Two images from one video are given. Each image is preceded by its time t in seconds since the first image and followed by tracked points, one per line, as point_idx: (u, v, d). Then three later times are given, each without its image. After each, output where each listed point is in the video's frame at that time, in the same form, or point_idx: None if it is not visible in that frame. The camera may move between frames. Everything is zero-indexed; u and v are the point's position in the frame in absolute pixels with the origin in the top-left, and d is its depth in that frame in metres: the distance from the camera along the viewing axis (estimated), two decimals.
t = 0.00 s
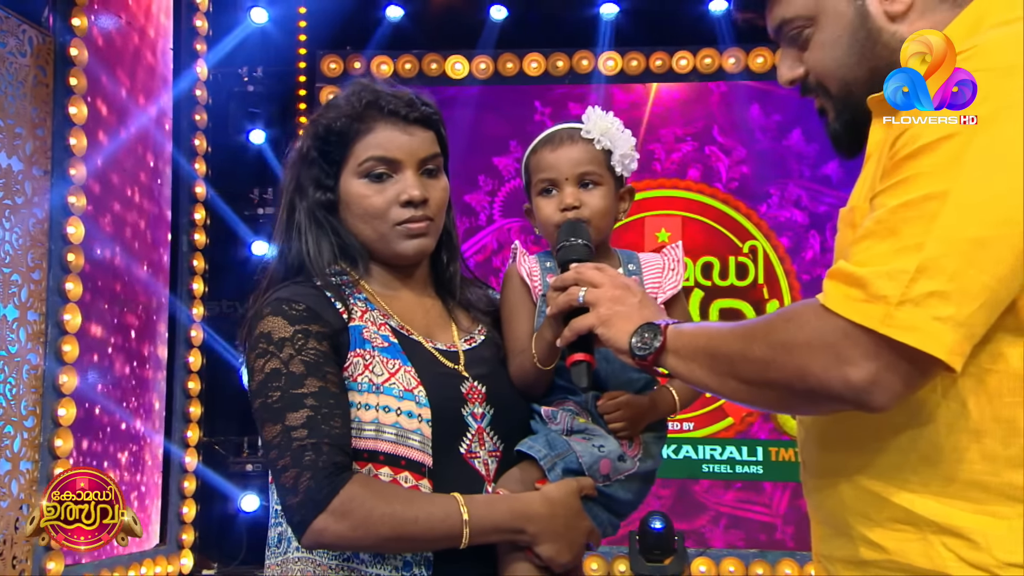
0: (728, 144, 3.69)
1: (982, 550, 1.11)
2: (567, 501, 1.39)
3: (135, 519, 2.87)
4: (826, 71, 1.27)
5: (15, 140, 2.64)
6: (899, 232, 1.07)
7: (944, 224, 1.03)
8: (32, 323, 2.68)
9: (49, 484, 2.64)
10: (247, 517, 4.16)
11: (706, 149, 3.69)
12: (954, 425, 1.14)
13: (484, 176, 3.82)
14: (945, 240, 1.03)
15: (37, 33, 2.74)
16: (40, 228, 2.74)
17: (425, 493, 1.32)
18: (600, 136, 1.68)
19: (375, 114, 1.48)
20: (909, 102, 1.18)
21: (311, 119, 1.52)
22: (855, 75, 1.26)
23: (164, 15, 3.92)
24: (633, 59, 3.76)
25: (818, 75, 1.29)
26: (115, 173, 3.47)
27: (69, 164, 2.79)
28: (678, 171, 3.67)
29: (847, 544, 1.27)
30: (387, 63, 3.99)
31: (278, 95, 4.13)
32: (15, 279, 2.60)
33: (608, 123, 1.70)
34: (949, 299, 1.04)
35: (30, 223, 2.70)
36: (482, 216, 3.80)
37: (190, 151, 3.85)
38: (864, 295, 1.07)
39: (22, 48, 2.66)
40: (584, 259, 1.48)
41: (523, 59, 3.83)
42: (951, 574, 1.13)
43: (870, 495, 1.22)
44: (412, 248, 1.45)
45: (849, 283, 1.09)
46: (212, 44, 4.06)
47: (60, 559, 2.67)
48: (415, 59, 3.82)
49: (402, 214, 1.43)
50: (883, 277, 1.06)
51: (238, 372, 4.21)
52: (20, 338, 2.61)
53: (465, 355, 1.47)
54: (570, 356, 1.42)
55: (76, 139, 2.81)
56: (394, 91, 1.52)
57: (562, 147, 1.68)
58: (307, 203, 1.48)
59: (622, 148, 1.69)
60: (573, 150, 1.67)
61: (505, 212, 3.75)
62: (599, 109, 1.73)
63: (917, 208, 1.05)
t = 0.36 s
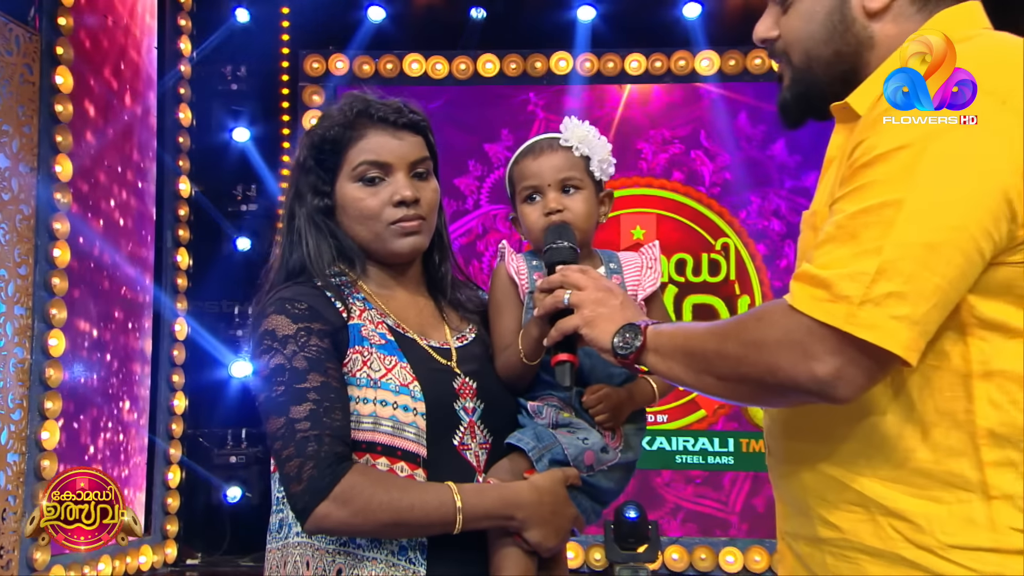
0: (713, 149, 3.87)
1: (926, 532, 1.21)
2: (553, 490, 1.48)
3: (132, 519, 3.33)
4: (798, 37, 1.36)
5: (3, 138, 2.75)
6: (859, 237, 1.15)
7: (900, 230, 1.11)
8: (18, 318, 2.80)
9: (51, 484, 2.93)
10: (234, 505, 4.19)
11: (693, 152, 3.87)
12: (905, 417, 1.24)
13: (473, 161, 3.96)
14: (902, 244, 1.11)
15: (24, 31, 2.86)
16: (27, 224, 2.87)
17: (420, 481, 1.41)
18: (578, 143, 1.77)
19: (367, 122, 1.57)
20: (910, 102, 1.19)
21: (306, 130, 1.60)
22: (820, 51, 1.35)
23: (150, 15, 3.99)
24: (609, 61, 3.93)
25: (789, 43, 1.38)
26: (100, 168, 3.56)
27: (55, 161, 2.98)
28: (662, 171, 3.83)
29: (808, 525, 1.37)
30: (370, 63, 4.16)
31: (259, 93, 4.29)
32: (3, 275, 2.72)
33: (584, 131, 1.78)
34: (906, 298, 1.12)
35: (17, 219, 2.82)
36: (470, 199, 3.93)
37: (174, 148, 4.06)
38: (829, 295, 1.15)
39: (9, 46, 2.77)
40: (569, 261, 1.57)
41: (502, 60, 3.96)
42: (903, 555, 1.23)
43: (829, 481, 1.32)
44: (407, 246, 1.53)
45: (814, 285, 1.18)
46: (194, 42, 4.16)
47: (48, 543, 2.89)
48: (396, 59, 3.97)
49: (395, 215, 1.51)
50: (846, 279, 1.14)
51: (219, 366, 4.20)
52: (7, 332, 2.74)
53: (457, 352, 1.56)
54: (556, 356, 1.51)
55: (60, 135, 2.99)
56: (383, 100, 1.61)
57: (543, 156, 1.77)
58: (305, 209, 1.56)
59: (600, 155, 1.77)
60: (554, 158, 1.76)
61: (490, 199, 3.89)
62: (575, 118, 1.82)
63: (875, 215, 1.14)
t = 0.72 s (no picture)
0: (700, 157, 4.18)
1: (886, 521, 1.32)
2: (543, 482, 1.59)
3: (128, 517, 3.71)
4: (770, 106, 1.46)
5: None
6: (825, 253, 1.25)
7: (862, 246, 1.21)
8: (10, 314, 3.14)
9: (51, 485, 3.36)
10: (220, 499, 4.32)
11: (680, 159, 4.18)
12: (869, 417, 1.34)
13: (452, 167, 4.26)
14: (864, 259, 1.21)
15: (14, 34, 3.15)
16: (18, 223, 3.19)
17: (418, 473, 1.50)
18: (564, 159, 1.86)
19: (372, 140, 1.65)
20: (912, 100, 1.30)
21: (313, 144, 1.70)
22: (792, 109, 1.45)
23: (139, 17, 4.27)
24: (590, 64, 4.27)
25: (763, 110, 1.48)
26: (92, 169, 3.85)
27: (46, 162, 3.30)
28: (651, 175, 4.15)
29: (778, 516, 1.48)
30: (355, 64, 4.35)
31: (245, 94, 4.39)
32: None
33: (570, 147, 1.87)
34: (867, 309, 1.22)
35: (9, 218, 3.13)
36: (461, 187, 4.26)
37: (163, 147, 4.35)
38: (797, 305, 1.25)
39: None
40: (557, 268, 1.67)
41: (485, 62, 4.30)
42: (863, 542, 1.33)
43: (799, 477, 1.42)
44: (405, 259, 1.63)
45: (785, 296, 1.28)
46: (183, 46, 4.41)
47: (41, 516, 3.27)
48: (380, 61, 4.30)
49: (396, 229, 1.61)
50: (813, 291, 1.24)
51: (206, 360, 4.36)
52: None
53: (453, 352, 1.66)
54: (543, 356, 1.61)
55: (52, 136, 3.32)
56: (388, 117, 1.69)
57: (532, 171, 1.86)
58: (311, 220, 1.67)
59: (585, 169, 1.87)
60: (542, 173, 1.85)
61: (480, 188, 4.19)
62: (561, 133, 1.90)
63: (840, 232, 1.24)
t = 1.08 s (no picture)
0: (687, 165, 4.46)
1: (843, 512, 1.43)
2: (531, 479, 1.69)
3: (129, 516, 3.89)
4: (742, 104, 1.56)
5: None
6: (791, 266, 1.36)
7: (825, 261, 1.32)
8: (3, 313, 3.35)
9: (51, 486, 3.58)
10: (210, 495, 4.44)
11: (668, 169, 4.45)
12: (832, 417, 1.46)
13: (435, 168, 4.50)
14: (827, 273, 1.32)
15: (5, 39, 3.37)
16: (10, 223, 3.40)
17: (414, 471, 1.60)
18: (554, 175, 1.96)
19: (374, 156, 1.76)
20: (910, 102, 1.47)
21: (318, 158, 1.81)
22: (760, 112, 1.56)
23: (129, 21, 4.36)
24: (570, 70, 4.51)
25: (733, 107, 1.58)
26: (84, 173, 3.93)
27: (37, 163, 3.54)
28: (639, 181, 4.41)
29: (747, 507, 1.60)
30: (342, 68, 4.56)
31: (233, 98, 4.57)
32: None
33: (560, 164, 1.98)
34: (830, 320, 1.33)
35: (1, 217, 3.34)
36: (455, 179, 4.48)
37: (152, 149, 4.45)
38: (767, 316, 1.36)
39: None
40: (543, 278, 1.77)
41: (469, 67, 4.52)
42: (823, 531, 1.45)
43: (767, 472, 1.54)
44: (404, 268, 1.73)
45: (754, 306, 1.38)
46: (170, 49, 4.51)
47: (33, 508, 3.43)
48: (367, 66, 4.51)
49: (395, 239, 1.71)
50: (780, 302, 1.35)
51: (195, 358, 4.48)
52: None
53: (448, 356, 1.76)
54: (531, 360, 1.72)
55: (43, 138, 3.56)
56: (388, 135, 1.80)
57: (523, 186, 1.97)
58: (316, 230, 1.77)
59: (574, 185, 1.98)
60: (533, 188, 1.95)
61: (473, 182, 4.44)
62: (552, 150, 2.01)
63: (805, 247, 1.35)
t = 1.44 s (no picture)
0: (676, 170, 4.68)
1: (809, 499, 1.52)
2: (515, 469, 1.80)
3: (129, 518, 4.18)
4: (713, 143, 1.65)
5: None
6: (761, 274, 1.46)
7: (791, 268, 1.43)
8: None
9: (51, 485, 3.85)
10: (195, 490, 4.56)
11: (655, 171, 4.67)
12: (797, 409, 1.54)
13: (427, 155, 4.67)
14: (792, 278, 1.42)
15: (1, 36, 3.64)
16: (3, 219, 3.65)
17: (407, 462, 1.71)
18: (539, 185, 2.08)
19: (368, 164, 1.87)
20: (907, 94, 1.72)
21: (315, 167, 1.92)
22: (731, 148, 1.64)
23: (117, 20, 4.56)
24: (551, 69, 4.73)
25: (708, 146, 1.65)
26: (75, 171, 4.15)
27: (29, 159, 3.76)
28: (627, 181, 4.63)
29: (718, 496, 1.69)
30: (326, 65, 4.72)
31: (222, 99, 4.66)
32: None
33: (544, 174, 2.09)
34: (795, 322, 1.43)
35: None
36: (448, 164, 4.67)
37: (140, 145, 4.54)
38: (737, 319, 1.46)
39: None
40: (529, 283, 1.88)
41: (451, 66, 4.72)
42: (790, 516, 1.54)
43: (738, 462, 1.63)
44: (395, 270, 1.84)
45: (726, 311, 1.48)
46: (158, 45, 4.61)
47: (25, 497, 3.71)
48: (351, 65, 4.68)
49: (387, 243, 1.82)
50: (749, 306, 1.45)
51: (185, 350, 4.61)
52: None
53: (437, 355, 1.87)
54: (518, 359, 1.83)
55: (32, 133, 3.78)
56: (382, 145, 1.91)
57: (509, 196, 2.08)
58: (313, 234, 1.88)
59: (557, 194, 2.10)
60: (519, 198, 2.07)
61: (465, 168, 4.63)
62: (536, 161, 2.12)
63: (772, 256, 1.45)
